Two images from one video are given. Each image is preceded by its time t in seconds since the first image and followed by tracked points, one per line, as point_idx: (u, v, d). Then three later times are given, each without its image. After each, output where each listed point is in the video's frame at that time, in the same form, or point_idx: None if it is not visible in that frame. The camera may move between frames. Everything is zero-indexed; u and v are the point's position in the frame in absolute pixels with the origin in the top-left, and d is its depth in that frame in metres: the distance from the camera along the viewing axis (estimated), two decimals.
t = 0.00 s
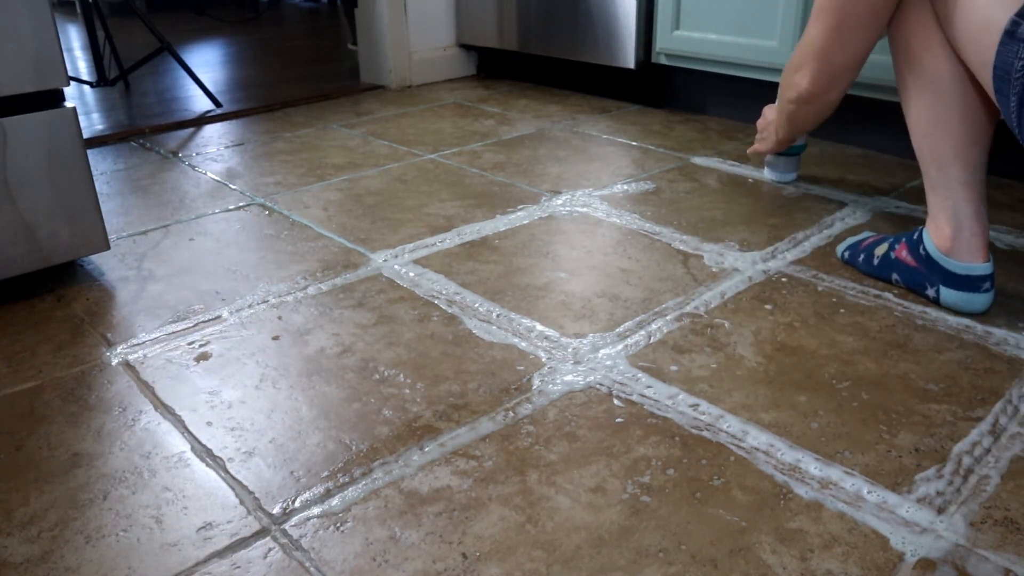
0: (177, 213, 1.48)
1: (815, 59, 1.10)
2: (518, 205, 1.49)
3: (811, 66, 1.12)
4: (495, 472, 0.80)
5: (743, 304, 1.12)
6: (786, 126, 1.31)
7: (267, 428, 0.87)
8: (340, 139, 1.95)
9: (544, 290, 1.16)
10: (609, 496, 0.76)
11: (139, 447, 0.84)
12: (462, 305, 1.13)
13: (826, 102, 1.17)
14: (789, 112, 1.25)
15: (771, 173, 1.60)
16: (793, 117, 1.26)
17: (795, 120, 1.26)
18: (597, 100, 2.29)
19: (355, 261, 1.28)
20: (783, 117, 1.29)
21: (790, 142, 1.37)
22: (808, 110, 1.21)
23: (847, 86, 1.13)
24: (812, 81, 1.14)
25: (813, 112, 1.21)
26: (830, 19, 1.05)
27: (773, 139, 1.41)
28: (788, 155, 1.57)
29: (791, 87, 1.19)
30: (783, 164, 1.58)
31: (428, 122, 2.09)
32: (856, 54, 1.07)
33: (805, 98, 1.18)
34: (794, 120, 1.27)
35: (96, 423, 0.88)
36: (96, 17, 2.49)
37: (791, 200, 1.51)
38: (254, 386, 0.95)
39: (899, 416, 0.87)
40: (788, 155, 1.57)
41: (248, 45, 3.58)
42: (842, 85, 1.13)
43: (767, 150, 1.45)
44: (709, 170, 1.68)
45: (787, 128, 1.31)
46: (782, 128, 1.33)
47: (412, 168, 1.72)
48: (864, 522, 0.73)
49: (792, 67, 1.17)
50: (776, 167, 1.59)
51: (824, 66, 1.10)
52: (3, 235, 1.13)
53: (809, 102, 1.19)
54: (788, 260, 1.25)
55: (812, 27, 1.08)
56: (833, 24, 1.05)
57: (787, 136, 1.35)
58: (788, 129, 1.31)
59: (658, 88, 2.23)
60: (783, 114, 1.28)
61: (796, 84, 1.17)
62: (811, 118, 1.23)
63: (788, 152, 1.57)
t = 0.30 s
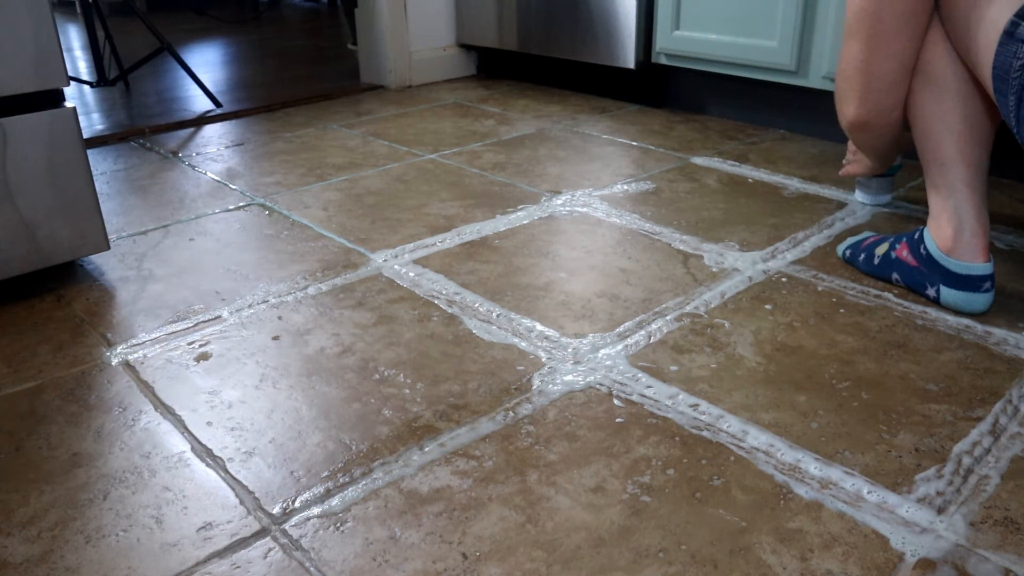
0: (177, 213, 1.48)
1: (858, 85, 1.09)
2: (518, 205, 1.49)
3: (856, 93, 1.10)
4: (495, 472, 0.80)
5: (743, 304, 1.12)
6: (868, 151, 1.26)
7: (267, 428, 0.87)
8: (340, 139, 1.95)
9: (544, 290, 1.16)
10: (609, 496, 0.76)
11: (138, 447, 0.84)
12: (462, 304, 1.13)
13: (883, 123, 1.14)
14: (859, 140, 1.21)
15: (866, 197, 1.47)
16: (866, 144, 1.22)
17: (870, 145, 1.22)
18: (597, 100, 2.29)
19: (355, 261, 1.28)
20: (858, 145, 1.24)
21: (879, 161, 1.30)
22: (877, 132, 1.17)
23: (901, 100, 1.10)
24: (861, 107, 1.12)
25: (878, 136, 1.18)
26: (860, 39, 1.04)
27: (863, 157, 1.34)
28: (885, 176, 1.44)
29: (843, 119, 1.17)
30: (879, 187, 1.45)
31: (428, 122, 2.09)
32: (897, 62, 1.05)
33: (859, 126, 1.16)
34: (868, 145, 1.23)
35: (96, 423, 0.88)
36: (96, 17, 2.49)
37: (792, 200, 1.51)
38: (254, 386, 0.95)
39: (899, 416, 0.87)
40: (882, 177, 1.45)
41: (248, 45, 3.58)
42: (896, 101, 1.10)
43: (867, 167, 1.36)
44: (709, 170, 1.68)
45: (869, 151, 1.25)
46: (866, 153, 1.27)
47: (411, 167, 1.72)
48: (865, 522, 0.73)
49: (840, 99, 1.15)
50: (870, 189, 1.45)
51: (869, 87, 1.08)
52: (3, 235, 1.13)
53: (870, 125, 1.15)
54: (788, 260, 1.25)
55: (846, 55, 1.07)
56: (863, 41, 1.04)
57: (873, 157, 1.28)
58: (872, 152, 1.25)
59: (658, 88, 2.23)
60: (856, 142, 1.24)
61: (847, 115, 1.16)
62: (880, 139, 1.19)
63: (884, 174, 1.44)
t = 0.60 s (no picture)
0: (177, 213, 1.48)
1: (802, 68, 1.14)
2: (518, 205, 1.49)
3: (797, 74, 1.15)
4: (495, 472, 0.80)
5: (743, 304, 1.12)
6: (771, 127, 1.34)
7: (267, 428, 0.87)
8: (340, 139, 1.95)
9: (544, 290, 1.16)
10: (609, 496, 0.76)
11: (139, 447, 0.84)
12: (462, 304, 1.13)
13: (812, 108, 1.21)
14: (773, 114, 1.29)
15: (760, 172, 1.60)
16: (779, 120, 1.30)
17: (780, 122, 1.30)
18: (597, 100, 2.29)
19: (355, 261, 1.28)
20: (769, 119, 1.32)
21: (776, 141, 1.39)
22: (794, 113, 1.24)
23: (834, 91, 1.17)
24: (800, 88, 1.17)
25: (795, 119, 1.26)
26: (816, 30, 1.08)
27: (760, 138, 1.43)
28: (776, 154, 1.57)
29: (779, 95, 1.23)
30: (770, 162, 1.59)
31: (428, 122, 2.09)
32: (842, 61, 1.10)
33: (791, 105, 1.22)
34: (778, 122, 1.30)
35: (96, 423, 0.88)
36: (96, 17, 2.49)
37: (791, 200, 1.51)
38: (254, 386, 0.95)
39: (899, 417, 0.87)
40: (775, 154, 1.58)
41: (249, 45, 3.58)
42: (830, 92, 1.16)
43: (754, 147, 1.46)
44: (710, 170, 1.68)
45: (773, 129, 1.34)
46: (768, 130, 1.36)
47: (411, 168, 1.72)
48: (865, 522, 0.73)
49: (780, 74, 1.20)
50: (763, 164, 1.59)
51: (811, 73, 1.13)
52: (3, 235, 1.13)
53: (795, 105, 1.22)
54: (788, 260, 1.25)
55: (800, 37, 1.11)
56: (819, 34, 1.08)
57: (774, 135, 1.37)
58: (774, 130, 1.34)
59: (658, 88, 2.23)
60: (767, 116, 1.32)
61: (784, 93, 1.21)
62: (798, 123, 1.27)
63: (774, 151, 1.57)
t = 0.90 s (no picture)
0: (177, 213, 1.48)
1: (779, 42, 1.22)
2: (518, 205, 1.49)
3: (775, 48, 1.23)
4: (495, 472, 0.80)
5: (743, 304, 1.12)
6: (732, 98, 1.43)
7: (267, 428, 0.87)
8: (340, 139, 1.95)
9: (544, 290, 1.16)
10: (609, 496, 0.76)
11: (138, 447, 0.84)
12: (462, 304, 1.13)
13: (781, 82, 1.29)
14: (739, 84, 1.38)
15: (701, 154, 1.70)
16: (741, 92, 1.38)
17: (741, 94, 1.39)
18: (597, 100, 2.29)
19: (355, 261, 1.28)
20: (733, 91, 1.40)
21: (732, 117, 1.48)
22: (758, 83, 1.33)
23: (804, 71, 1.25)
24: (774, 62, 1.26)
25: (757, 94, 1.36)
26: (792, 17, 1.16)
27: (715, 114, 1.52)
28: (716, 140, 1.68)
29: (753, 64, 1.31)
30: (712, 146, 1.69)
31: (428, 122, 2.09)
32: (816, 47, 1.18)
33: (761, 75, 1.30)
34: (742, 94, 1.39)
35: (96, 423, 0.88)
36: (96, 17, 2.49)
37: (791, 200, 1.51)
38: (254, 386, 0.95)
39: (899, 417, 0.87)
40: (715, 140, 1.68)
41: (249, 45, 3.58)
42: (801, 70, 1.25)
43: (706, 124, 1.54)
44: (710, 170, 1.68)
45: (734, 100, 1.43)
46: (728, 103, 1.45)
47: (411, 168, 1.72)
48: (865, 522, 0.73)
49: (757, 47, 1.28)
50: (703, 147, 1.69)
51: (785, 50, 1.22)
52: (3, 235, 1.13)
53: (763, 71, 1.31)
54: (788, 260, 1.25)
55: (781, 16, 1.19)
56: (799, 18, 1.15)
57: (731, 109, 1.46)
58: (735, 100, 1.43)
59: (658, 88, 2.23)
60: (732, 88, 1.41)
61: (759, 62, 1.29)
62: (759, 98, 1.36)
63: (715, 138, 1.68)
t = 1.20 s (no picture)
0: (177, 213, 1.48)
1: (844, 80, 1.07)
2: (518, 205, 1.49)
3: (841, 90, 1.08)
4: (495, 472, 0.80)
5: (743, 304, 1.12)
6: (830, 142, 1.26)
7: (267, 428, 0.87)
8: (340, 139, 1.95)
9: (545, 290, 1.16)
10: (609, 496, 0.76)
11: (139, 447, 0.84)
12: (462, 304, 1.13)
13: (862, 124, 1.13)
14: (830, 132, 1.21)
15: (823, 184, 1.53)
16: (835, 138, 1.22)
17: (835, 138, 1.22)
18: (597, 100, 2.29)
19: (355, 261, 1.28)
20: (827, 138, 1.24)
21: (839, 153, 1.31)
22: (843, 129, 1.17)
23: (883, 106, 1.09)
24: (845, 106, 1.10)
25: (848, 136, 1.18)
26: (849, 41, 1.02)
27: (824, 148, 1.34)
28: (838, 168, 1.50)
29: (824, 112, 1.15)
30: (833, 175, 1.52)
31: (428, 122, 2.09)
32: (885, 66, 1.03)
33: (838, 123, 1.15)
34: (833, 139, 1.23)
35: (96, 423, 0.88)
36: (96, 17, 2.49)
37: (792, 200, 1.51)
38: (254, 386, 0.95)
39: (899, 417, 0.87)
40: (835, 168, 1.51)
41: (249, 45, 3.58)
42: (880, 105, 1.09)
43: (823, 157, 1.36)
44: (711, 170, 1.68)
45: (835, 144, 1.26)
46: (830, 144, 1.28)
47: (411, 168, 1.72)
48: (864, 522, 0.73)
49: (823, 92, 1.13)
50: (823, 177, 1.52)
51: (852, 88, 1.07)
52: (3, 235, 1.13)
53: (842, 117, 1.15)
54: (788, 260, 1.25)
55: (838, 51, 1.05)
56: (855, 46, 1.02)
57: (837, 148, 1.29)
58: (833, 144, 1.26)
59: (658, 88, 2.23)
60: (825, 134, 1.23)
61: (829, 109, 1.14)
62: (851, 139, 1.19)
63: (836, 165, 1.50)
